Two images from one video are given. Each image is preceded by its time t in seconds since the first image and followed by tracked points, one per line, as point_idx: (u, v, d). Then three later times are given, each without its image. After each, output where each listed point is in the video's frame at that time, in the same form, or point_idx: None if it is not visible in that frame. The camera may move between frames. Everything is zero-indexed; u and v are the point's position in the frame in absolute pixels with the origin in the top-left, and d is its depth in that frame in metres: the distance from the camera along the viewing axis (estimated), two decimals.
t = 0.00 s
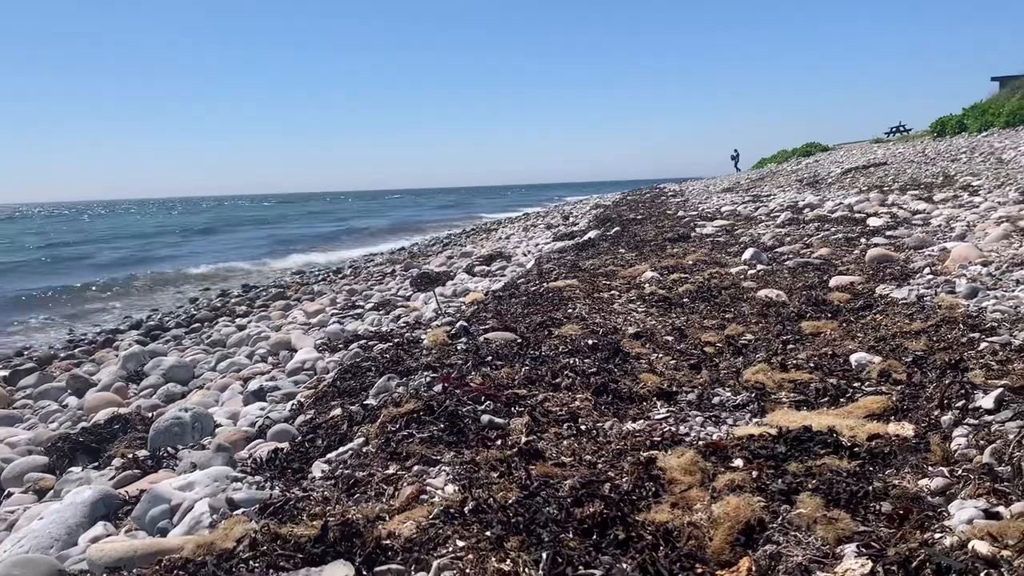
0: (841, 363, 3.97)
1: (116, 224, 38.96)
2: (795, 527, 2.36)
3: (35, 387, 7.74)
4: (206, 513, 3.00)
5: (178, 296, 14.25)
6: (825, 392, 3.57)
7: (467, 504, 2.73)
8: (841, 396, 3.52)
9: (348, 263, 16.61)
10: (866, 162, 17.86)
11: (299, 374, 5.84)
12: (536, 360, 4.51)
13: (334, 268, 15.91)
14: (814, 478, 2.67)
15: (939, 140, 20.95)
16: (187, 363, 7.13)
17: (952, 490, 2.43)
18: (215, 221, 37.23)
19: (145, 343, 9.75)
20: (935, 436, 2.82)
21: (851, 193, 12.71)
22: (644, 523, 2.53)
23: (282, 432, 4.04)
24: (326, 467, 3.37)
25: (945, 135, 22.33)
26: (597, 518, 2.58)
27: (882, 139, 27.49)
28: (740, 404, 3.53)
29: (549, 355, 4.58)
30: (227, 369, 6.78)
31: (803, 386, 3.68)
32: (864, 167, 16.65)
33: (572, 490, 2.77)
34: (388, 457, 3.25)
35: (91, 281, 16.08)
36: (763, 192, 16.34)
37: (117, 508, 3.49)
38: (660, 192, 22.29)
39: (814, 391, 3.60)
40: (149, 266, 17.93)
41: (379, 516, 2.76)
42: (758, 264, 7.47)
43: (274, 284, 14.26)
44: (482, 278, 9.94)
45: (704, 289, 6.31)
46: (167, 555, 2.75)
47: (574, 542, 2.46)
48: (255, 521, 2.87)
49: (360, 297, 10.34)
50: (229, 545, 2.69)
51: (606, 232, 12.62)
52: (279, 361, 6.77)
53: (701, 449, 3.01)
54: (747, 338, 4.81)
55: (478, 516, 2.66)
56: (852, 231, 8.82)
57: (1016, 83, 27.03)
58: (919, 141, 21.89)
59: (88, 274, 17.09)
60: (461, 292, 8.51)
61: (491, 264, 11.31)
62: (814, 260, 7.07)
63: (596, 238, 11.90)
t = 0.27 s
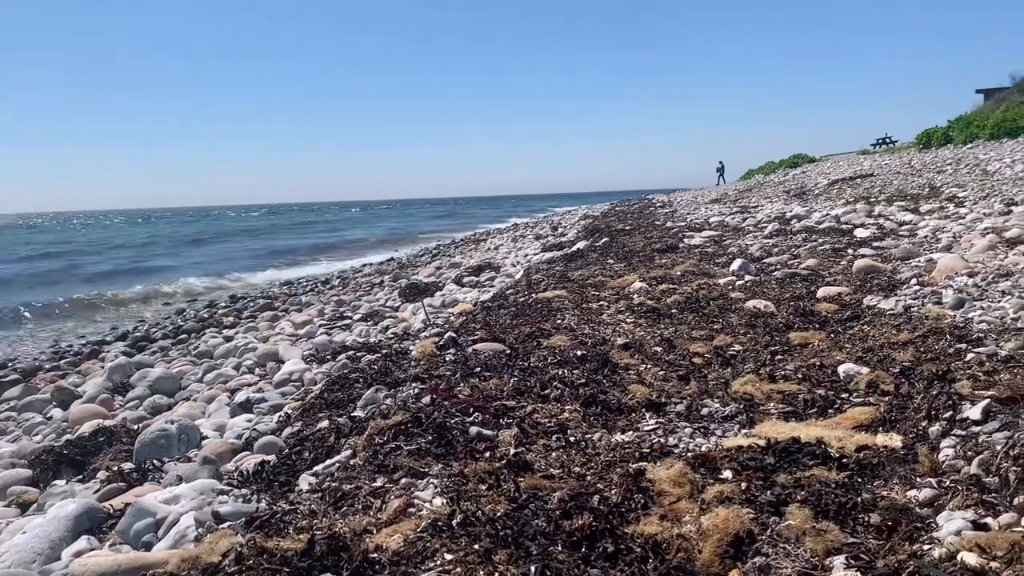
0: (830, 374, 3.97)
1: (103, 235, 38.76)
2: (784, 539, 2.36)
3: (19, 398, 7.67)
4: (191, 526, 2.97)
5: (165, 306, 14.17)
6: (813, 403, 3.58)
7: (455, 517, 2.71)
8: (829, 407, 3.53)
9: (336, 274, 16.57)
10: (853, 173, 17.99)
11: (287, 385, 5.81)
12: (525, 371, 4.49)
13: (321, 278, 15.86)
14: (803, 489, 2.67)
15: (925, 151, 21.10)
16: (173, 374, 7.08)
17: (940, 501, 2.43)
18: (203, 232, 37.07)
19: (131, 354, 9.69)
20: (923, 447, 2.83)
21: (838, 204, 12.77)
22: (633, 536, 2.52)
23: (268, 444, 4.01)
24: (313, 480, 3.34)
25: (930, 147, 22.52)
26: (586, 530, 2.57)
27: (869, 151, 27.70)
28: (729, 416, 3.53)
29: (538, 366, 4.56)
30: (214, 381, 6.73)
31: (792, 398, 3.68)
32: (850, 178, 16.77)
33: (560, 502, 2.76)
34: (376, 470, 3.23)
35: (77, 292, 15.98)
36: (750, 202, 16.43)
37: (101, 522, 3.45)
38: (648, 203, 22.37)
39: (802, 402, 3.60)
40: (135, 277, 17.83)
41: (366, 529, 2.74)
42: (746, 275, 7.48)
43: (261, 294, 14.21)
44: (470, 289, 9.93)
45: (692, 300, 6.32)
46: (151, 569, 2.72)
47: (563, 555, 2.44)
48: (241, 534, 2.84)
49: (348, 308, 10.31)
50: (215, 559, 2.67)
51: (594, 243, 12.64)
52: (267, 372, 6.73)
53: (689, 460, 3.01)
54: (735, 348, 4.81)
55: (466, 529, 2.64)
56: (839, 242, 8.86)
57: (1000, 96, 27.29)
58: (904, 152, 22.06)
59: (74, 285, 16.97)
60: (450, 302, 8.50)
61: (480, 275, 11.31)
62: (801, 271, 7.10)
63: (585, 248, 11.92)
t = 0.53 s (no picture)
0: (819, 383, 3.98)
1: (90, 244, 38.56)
2: (774, 550, 2.35)
3: (4, 410, 7.60)
4: (178, 539, 2.94)
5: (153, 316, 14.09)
6: (802, 412, 3.58)
7: (444, 529, 2.70)
8: (818, 416, 3.53)
9: (325, 283, 16.53)
10: (840, 183, 18.09)
11: (275, 396, 5.78)
12: (514, 381, 4.48)
13: (311, 288, 15.82)
14: (793, 500, 2.67)
15: (912, 161, 21.25)
16: (161, 385, 7.03)
17: (930, 511, 2.44)
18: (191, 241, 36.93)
19: (118, 365, 9.63)
20: (913, 457, 2.83)
21: (826, 213, 12.84)
22: (623, 547, 2.51)
23: (256, 456, 3.98)
24: (301, 492, 3.32)
25: (917, 157, 22.67)
26: (576, 542, 2.56)
27: (856, 161, 27.89)
28: (719, 426, 3.52)
29: (527, 376, 4.55)
30: (202, 392, 6.69)
31: (782, 407, 3.68)
32: (838, 188, 16.86)
33: (550, 514, 2.75)
34: (364, 481, 3.21)
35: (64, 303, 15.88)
36: (739, 212, 16.50)
37: (86, 534, 3.41)
38: (638, 212, 22.43)
39: (791, 412, 3.61)
40: (123, 288, 17.73)
41: (355, 541, 2.72)
42: (735, 284, 7.50)
43: (250, 304, 14.15)
44: (460, 299, 9.93)
45: (682, 310, 6.32)
46: None
47: (553, 568, 2.43)
48: (228, 548, 2.81)
49: (337, 318, 10.28)
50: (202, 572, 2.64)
51: (584, 252, 12.65)
52: (255, 383, 6.69)
53: (679, 471, 3.00)
54: (725, 358, 4.82)
55: (455, 541, 2.63)
56: (827, 251, 8.90)
57: (985, 106, 27.54)
58: (892, 162, 22.21)
59: (61, 296, 16.86)
60: (439, 312, 8.49)
61: (470, 285, 11.30)
62: (790, 280, 7.12)
63: (574, 258, 11.94)
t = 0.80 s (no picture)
0: (808, 390, 3.98)
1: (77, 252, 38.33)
2: (764, 559, 2.35)
3: None
4: (164, 551, 2.91)
5: (141, 325, 14.00)
6: (792, 419, 3.58)
7: (434, 540, 2.68)
8: (808, 424, 3.53)
9: (315, 291, 16.49)
10: (829, 189, 18.18)
11: (263, 405, 5.75)
12: (504, 389, 4.47)
13: (300, 296, 15.77)
14: (783, 508, 2.66)
15: (899, 168, 21.38)
16: (149, 395, 6.98)
17: (920, 519, 2.44)
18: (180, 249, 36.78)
19: (106, 374, 9.56)
20: (902, 464, 2.84)
21: (814, 220, 12.89)
22: (614, 557, 2.50)
23: (244, 466, 3.95)
24: (289, 502, 3.30)
25: (904, 163, 22.82)
26: (566, 552, 2.55)
27: (843, 168, 28.05)
28: (709, 433, 3.52)
29: (517, 384, 4.54)
30: (190, 401, 6.64)
31: (771, 415, 3.69)
32: (826, 194, 16.95)
33: (540, 523, 2.74)
34: (353, 492, 3.19)
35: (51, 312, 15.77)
36: (728, 219, 16.56)
37: (72, 547, 3.38)
38: (627, 219, 22.48)
39: (781, 419, 3.61)
40: (110, 296, 17.63)
41: (343, 552, 2.70)
42: (725, 291, 7.51)
43: (239, 312, 14.10)
44: (450, 306, 9.91)
45: (671, 317, 6.33)
46: None
47: None
48: (215, 560, 2.79)
49: (327, 326, 10.24)
50: None
51: (574, 259, 12.66)
52: (244, 392, 6.66)
53: (670, 479, 3.00)
54: (715, 365, 4.82)
55: (444, 552, 2.61)
56: (816, 257, 8.94)
57: (971, 113, 27.74)
58: (879, 169, 22.34)
59: (48, 305, 16.75)
60: (429, 320, 8.47)
61: (460, 292, 11.29)
62: (779, 287, 7.14)
63: (564, 265, 11.94)
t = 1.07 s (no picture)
0: (797, 394, 3.99)
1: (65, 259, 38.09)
2: (754, 564, 2.35)
3: None
4: (151, 561, 2.90)
5: (128, 331, 13.93)
6: (781, 423, 3.58)
7: (423, 547, 2.67)
8: (797, 427, 3.54)
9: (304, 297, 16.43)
10: (817, 192, 18.26)
11: (252, 413, 5.72)
12: (494, 395, 4.46)
13: (290, 302, 15.71)
14: (772, 512, 2.66)
15: (887, 171, 21.48)
16: (137, 402, 6.94)
17: (908, 522, 2.45)
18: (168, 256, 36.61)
19: (94, 382, 9.49)
20: (891, 468, 2.84)
21: (803, 223, 12.93)
22: (603, 563, 2.50)
23: (233, 473, 3.93)
24: (278, 510, 3.28)
25: (892, 166, 22.95)
26: (555, 558, 2.55)
27: (832, 171, 28.17)
28: (698, 438, 3.52)
29: (507, 390, 4.53)
30: (178, 409, 6.60)
31: (760, 418, 3.69)
32: (814, 198, 17.03)
33: (529, 530, 2.73)
34: (342, 500, 3.17)
35: (38, 319, 15.66)
36: (717, 222, 16.60)
37: (57, 557, 3.35)
38: (617, 223, 22.51)
39: (770, 423, 3.61)
40: (98, 303, 17.53)
41: (332, 561, 2.68)
42: (714, 295, 7.53)
43: (228, 318, 14.04)
44: (440, 311, 9.90)
45: (661, 321, 6.34)
46: None
47: None
48: (202, 570, 2.77)
49: (316, 332, 10.21)
50: None
51: (564, 264, 12.66)
52: (233, 398, 6.62)
53: (659, 484, 3.00)
54: (704, 369, 4.82)
55: (433, 559, 2.60)
56: (805, 261, 8.96)
57: (958, 116, 27.92)
58: (867, 172, 22.45)
59: (35, 313, 16.63)
60: (419, 325, 8.45)
61: (450, 297, 11.28)
62: (768, 290, 7.16)
63: (554, 269, 11.94)
